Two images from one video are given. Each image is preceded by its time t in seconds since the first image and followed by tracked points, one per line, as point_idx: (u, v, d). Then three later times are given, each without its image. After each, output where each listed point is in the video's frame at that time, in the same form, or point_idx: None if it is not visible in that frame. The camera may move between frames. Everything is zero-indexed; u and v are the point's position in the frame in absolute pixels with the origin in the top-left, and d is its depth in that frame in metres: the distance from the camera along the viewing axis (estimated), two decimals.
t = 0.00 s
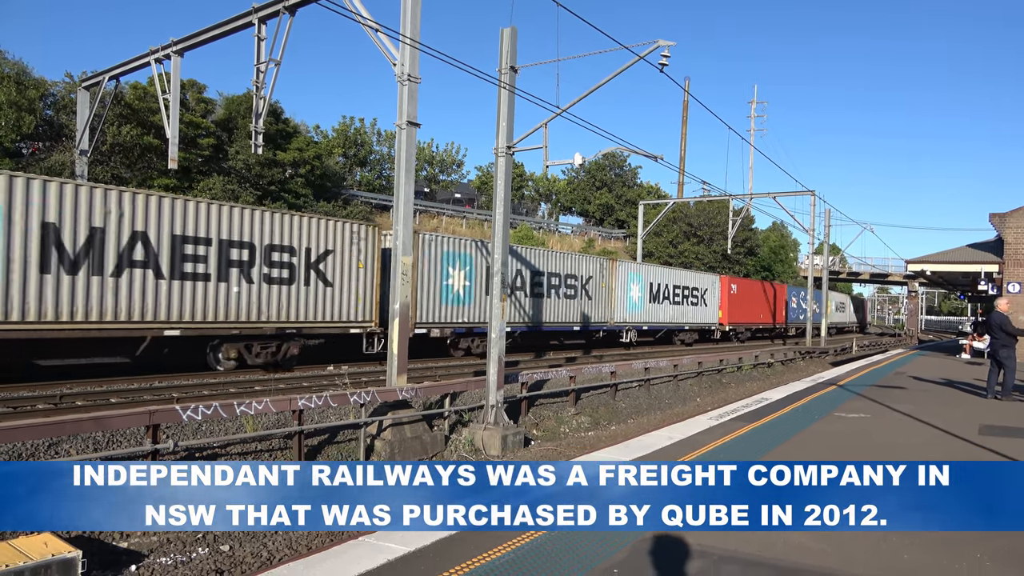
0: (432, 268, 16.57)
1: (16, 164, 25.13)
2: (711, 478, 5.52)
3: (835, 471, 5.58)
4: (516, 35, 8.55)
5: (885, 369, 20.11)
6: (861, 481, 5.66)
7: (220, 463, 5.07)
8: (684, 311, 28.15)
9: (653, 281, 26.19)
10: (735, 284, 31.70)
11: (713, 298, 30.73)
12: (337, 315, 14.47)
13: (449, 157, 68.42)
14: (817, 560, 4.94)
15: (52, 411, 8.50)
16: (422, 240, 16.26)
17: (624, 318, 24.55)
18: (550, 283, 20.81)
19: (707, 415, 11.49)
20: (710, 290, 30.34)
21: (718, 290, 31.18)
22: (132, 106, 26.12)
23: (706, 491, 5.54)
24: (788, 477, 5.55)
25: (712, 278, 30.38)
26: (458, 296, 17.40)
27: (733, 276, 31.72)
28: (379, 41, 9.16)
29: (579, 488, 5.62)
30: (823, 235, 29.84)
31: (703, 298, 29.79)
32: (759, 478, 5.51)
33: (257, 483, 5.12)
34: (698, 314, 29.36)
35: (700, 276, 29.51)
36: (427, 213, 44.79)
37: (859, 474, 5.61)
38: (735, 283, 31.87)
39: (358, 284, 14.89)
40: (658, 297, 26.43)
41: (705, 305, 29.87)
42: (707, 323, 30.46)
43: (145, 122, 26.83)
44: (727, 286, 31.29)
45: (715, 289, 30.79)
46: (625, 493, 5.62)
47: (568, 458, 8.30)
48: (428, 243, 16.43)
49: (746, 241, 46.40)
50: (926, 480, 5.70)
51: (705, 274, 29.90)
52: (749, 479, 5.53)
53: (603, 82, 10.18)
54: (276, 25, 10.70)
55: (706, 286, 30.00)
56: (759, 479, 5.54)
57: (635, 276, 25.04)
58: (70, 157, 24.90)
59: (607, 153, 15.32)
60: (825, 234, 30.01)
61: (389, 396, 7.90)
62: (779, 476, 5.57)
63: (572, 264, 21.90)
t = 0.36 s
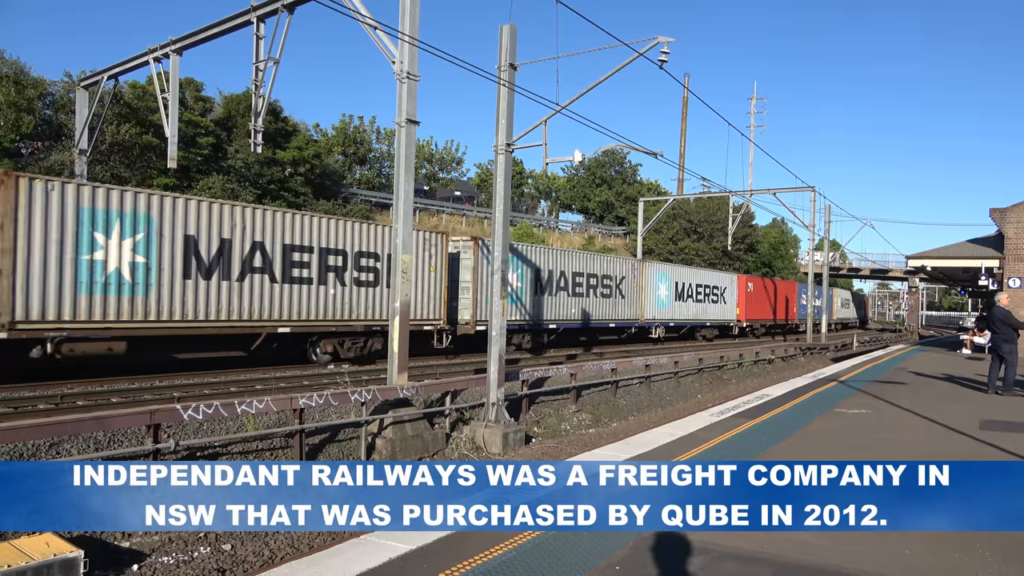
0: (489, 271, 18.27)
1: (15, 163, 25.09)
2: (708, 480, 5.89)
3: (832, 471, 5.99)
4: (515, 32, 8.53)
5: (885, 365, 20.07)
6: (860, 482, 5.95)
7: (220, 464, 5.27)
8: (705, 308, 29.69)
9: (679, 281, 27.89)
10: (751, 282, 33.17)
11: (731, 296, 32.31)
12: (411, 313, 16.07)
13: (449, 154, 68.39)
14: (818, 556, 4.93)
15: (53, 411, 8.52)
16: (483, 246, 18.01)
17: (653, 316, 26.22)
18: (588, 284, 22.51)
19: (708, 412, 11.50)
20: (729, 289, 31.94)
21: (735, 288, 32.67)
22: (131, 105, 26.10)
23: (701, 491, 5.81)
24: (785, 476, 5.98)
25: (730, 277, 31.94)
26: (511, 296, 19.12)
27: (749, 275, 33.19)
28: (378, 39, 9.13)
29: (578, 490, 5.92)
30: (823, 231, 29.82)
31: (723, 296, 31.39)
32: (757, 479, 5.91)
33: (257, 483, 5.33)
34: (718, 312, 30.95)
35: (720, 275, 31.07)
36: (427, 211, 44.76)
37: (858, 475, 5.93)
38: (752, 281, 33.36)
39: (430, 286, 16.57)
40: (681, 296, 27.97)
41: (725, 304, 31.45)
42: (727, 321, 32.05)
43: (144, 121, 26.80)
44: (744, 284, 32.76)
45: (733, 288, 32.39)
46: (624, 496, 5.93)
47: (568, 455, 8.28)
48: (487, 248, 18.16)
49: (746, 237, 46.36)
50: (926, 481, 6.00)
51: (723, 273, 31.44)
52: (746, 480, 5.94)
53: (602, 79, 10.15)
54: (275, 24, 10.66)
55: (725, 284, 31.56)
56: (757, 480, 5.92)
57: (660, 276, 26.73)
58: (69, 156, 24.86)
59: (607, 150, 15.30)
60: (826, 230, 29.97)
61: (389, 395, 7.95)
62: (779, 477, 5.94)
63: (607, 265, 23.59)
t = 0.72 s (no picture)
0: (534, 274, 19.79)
1: (13, 163, 25.06)
2: (711, 478, 5.43)
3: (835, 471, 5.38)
4: (514, 30, 8.52)
5: (884, 362, 20.08)
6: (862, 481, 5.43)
7: (220, 463, 5.07)
8: (726, 306, 31.07)
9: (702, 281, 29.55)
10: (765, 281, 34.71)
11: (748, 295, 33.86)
12: (472, 312, 17.81)
13: (448, 153, 68.44)
14: (818, 553, 4.94)
15: (53, 409, 8.52)
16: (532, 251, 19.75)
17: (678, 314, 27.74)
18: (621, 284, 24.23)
19: (707, 409, 11.50)
20: (747, 288, 33.50)
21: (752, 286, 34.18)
22: (130, 104, 26.11)
23: (706, 491, 5.42)
24: (788, 477, 5.38)
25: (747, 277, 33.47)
26: (556, 295, 20.85)
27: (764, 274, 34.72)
28: (377, 37, 9.11)
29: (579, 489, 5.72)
30: (822, 228, 29.86)
31: (741, 295, 32.96)
32: (759, 478, 5.35)
33: (257, 483, 5.12)
34: (737, 310, 32.52)
35: (738, 276, 32.62)
36: (426, 209, 44.81)
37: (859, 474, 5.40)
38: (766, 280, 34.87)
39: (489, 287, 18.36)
40: (702, 295, 29.45)
41: (742, 303, 33.01)
42: (744, 319, 33.61)
43: (143, 120, 26.82)
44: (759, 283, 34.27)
45: (750, 287, 33.92)
46: (624, 492, 5.55)
47: (568, 453, 8.29)
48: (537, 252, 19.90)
49: (745, 235, 46.39)
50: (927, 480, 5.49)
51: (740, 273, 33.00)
52: (749, 479, 5.36)
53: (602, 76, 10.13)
54: (274, 22, 10.63)
55: (742, 284, 33.09)
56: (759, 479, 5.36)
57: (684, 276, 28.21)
58: (67, 156, 24.84)
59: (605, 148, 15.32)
60: (825, 228, 30.02)
61: (389, 393, 7.94)
62: (779, 476, 5.40)
63: (638, 266, 25.25)
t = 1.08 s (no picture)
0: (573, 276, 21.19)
1: (10, 161, 24.99)
2: (711, 478, 5.39)
3: (835, 471, 5.39)
4: (511, 28, 8.51)
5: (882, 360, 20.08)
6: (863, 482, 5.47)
7: (220, 463, 5.07)
8: (741, 305, 32.52)
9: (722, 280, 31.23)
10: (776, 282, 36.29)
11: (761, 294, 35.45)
12: (521, 310, 19.56)
13: (446, 151, 68.45)
14: (816, 551, 4.96)
15: (49, 408, 8.51)
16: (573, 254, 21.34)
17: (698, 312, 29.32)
18: (649, 285, 25.86)
19: (705, 407, 11.51)
20: (760, 287, 35.09)
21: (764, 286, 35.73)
22: (127, 102, 26.08)
23: (707, 491, 5.38)
24: (788, 477, 5.40)
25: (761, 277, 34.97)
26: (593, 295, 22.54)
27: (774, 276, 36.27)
28: (374, 35, 9.08)
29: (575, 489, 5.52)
30: (819, 227, 29.87)
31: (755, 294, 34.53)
32: (759, 478, 5.36)
33: (257, 483, 5.11)
34: (751, 308, 34.16)
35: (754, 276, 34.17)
36: (423, 208, 44.80)
37: (860, 474, 5.39)
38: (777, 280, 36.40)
39: (533, 288, 20.09)
40: (719, 294, 30.99)
41: (756, 302, 34.65)
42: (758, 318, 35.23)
43: (140, 118, 26.79)
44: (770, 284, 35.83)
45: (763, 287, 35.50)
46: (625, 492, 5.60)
47: (566, 451, 8.30)
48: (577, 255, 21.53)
49: (743, 233, 46.41)
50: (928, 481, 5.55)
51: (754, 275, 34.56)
52: (749, 479, 5.38)
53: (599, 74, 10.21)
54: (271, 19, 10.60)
55: (756, 283, 34.61)
56: (759, 479, 5.38)
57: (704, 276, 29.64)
58: (64, 154, 24.80)
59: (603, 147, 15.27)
60: (823, 226, 30.01)
61: (388, 392, 7.91)
62: (779, 476, 5.41)
63: (664, 267, 26.81)
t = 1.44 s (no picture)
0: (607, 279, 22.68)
1: (7, 158, 24.90)
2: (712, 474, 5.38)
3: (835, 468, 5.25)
4: (510, 27, 8.52)
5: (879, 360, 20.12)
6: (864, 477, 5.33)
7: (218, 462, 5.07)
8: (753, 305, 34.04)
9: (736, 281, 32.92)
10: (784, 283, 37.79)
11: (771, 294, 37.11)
12: (559, 309, 21.35)
13: (444, 150, 68.47)
14: (812, 550, 4.97)
15: (47, 407, 8.50)
16: (605, 257, 23.03)
17: (714, 312, 30.99)
18: (670, 286, 27.47)
19: (702, 407, 11.52)
20: (770, 287, 36.75)
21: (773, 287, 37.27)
22: (125, 99, 26.06)
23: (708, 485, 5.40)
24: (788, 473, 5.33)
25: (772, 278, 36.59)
26: (623, 296, 24.25)
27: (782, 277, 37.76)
28: (373, 34, 9.08)
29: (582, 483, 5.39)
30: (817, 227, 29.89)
31: (765, 294, 36.17)
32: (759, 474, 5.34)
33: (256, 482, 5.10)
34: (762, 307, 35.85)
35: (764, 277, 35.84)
36: (422, 207, 44.83)
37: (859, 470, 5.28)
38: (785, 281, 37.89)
39: (570, 289, 21.85)
40: (733, 295, 32.65)
41: (767, 301, 36.34)
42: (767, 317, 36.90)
43: (138, 116, 26.77)
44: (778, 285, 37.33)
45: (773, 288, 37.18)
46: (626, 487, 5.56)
47: (563, 450, 8.29)
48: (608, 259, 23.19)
49: (741, 233, 46.48)
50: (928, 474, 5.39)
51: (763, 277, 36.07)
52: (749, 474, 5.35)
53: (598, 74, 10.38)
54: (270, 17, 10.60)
55: (767, 284, 36.26)
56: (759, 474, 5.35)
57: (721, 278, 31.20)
58: (62, 151, 24.76)
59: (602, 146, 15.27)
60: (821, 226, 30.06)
61: (386, 390, 7.93)
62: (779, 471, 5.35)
63: (684, 269, 28.43)
